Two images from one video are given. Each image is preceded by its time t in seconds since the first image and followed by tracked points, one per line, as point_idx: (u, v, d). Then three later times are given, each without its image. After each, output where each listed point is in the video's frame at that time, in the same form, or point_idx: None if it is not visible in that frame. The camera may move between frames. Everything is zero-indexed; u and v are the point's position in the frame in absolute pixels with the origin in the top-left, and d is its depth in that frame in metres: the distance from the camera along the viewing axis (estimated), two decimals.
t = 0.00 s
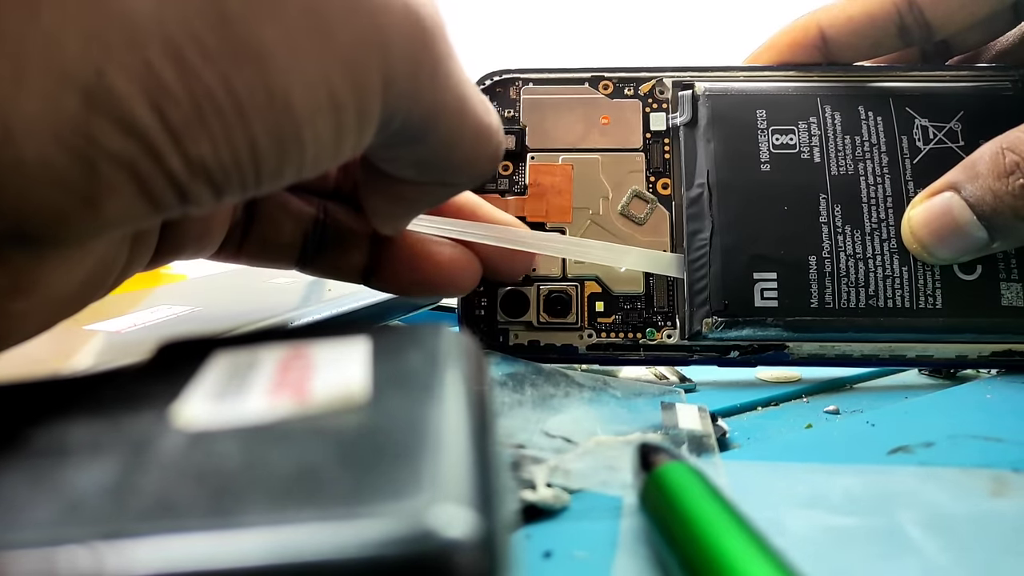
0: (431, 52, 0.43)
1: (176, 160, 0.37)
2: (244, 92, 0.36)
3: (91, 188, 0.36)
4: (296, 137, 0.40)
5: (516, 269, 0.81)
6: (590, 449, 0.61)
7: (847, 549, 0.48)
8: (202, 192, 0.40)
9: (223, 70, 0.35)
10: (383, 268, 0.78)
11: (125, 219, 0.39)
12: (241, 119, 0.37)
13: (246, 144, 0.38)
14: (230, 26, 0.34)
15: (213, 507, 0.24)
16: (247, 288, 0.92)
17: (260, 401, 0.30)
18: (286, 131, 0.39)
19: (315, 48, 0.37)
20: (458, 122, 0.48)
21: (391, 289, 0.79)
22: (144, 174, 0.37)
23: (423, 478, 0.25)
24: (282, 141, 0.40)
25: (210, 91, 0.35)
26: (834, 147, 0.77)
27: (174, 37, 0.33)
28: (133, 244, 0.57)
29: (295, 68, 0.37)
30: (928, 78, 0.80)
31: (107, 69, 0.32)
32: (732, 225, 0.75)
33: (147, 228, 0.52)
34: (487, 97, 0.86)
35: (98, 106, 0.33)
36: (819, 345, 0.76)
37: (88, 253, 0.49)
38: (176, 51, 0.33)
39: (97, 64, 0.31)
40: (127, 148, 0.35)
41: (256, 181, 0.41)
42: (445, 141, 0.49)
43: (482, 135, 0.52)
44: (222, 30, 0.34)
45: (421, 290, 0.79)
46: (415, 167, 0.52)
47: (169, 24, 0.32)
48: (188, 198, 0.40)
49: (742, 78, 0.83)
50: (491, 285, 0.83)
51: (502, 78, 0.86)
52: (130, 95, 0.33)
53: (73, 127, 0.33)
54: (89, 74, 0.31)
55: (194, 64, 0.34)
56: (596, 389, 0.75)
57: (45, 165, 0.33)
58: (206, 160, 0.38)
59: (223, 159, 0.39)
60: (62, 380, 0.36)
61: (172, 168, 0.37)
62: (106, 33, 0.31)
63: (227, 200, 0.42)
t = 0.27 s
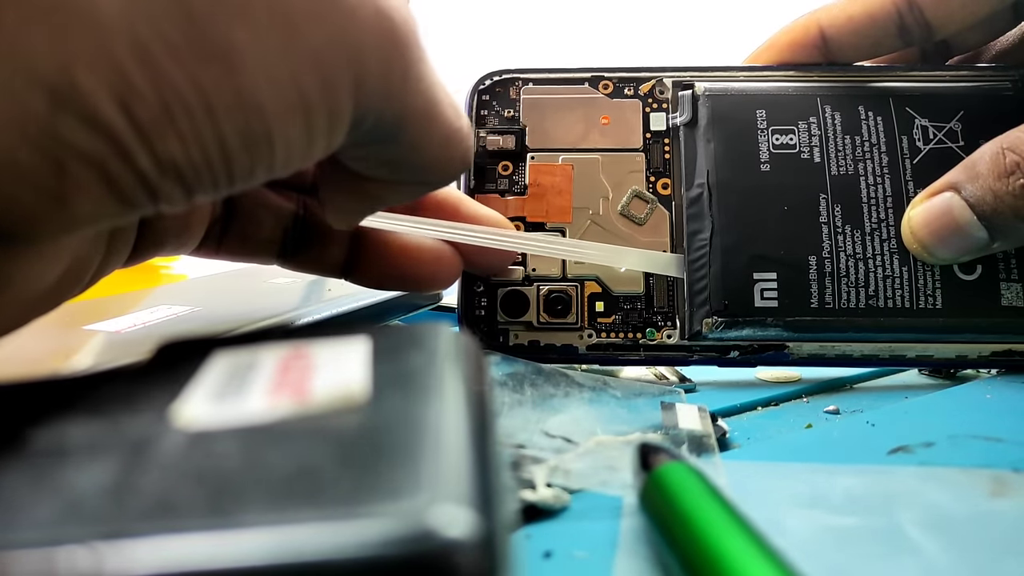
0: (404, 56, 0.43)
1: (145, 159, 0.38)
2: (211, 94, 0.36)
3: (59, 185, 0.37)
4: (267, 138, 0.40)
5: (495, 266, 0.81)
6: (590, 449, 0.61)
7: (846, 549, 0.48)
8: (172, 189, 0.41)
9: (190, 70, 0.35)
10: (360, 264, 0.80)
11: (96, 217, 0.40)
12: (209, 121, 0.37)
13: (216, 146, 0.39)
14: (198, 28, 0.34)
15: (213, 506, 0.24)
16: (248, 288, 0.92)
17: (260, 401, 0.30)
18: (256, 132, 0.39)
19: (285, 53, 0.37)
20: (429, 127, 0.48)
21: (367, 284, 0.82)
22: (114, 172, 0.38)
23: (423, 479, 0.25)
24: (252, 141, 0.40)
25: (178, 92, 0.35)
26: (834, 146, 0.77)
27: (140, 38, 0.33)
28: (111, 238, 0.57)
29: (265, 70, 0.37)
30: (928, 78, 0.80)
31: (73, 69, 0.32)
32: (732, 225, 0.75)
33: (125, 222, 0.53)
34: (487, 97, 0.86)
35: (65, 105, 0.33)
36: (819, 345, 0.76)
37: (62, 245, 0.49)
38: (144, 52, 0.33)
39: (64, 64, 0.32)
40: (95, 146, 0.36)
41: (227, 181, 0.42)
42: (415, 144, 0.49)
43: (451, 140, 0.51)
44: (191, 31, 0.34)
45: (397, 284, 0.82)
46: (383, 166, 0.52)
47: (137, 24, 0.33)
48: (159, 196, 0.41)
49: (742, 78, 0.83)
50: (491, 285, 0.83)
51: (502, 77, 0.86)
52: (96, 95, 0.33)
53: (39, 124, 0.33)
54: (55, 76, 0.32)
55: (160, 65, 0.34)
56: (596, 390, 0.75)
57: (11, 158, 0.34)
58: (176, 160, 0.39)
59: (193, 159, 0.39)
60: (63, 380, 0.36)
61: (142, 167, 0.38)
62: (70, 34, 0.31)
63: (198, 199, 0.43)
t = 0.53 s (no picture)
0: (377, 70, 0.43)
1: (117, 164, 0.39)
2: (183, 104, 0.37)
3: (32, 186, 0.39)
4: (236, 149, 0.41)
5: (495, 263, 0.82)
6: (590, 449, 0.61)
7: (846, 549, 0.48)
8: (144, 194, 0.42)
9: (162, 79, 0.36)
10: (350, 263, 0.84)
11: (71, 219, 0.42)
12: (179, 129, 0.38)
13: (185, 153, 0.40)
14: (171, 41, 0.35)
15: (213, 506, 0.24)
16: (249, 288, 0.92)
17: (260, 401, 0.30)
18: (226, 143, 0.40)
19: (254, 62, 0.37)
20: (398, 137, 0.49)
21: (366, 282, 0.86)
22: (86, 174, 0.39)
23: (422, 478, 0.25)
24: (223, 152, 0.41)
25: (148, 101, 0.36)
26: (834, 146, 0.77)
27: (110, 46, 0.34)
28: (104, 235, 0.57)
29: (235, 82, 0.37)
30: (928, 78, 0.80)
31: (44, 72, 0.34)
32: (732, 225, 0.75)
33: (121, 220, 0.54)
34: (487, 96, 0.86)
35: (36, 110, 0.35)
36: (820, 345, 0.76)
37: (48, 245, 0.49)
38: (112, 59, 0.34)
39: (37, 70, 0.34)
40: (66, 149, 0.37)
41: (199, 188, 0.43)
42: (385, 155, 0.50)
43: (419, 149, 0.53)
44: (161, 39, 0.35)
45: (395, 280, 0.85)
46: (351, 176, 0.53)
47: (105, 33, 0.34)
48: (133, 201, 0.42)
49: (742, 77, 0.83)
50: (490, 285, 0.83)
51: (501, 77, 0.86)
52: (67, 99, 0.35)
53: (9, 125, 0.35)
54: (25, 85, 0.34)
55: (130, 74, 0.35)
56: (597, 390, 0.75)
57: None
58: (147, 166, 0.40)
59: (163, 165, 0.40)
60: (63, 379, 0.36)
61: (113, 172, 0.40)
62: (41, 44, 0.33)
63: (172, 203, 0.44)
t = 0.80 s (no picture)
0: (338, 78, 0.45)
1: (77, 159, 0.41)
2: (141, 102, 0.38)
3: None
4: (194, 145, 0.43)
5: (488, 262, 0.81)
6: (590, 449, 0.61)
7: (846, 549, 0.48)
8: (105, 187, 0.44)
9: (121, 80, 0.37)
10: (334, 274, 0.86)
11: (35, 211, 0.43)
12: (139, 125, 0.40)
13: (144, 148, 0.42)
14: (131, 41, 0.36)
15: (213, 506, 0.24)
16: (249, 288, 0.92)
17: (260, 401, 0.30)
18: (184, 138, 0.42)
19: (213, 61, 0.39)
20: (362, 139, 0.51)
21: (354, 289, 0.87)
22: (48, 169, 0.41)
23: (422, 478, 0.25)
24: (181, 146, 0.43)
25: (107, 99, 0.38)
26: (834, 146, 0.77)
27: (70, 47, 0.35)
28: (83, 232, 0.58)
29: (195, 85, 0.39)
30: (929, 78, 0.80)
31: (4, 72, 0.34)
32: (733, 225, 0.75)
33: (94, 217, 0.55)
34: (487, 96, 0.86)
35: None
36: (820, 345, 0.76)
37: (21, 244, 0.49)
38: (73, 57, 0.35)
39: None
40: (26, 145, 0.39)
41: (159, 184, 0.45)
42: (347, 156, 0.53)
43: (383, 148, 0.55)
44: (123, 40, 0.36)
45: (381, 287, 0.85)
46: (314, 174, 0.55)
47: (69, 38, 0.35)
48: (93, 198, 0.44)
49: (742, 77, 0.83)
50: (490, 285, 0.83)
51: (501, 76, 0.86)
52: (27, 99, 0.36)
53: None
54: None
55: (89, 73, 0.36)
56: (597, 390, 0.75)
57: None
58: (107, 160, 0.42)
59: (123, 160, 0.42)
60: (63, 379, 0.36)
61: (75, 167, 0.41)
62: (0, 44, 0.33)
63: (134, 196, 0.46)
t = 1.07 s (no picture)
0: (291, 76, 0.47)
1: (34, 161, 0.42)
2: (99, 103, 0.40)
3: None
4: (151, 141, 0.45)
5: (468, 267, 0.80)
6: (590, 449, 0.61)
7: (846, 549, 0.48)
8: (64, 187, 0.45)
9: (80, 84, 0.39)
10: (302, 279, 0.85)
11: None
12: (97, 126, 0.41)
13: (102, 147, 0.43)
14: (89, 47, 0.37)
15: (212, 507, 0.24)
16: (249, 289, 0.92)
17: (260, 401, 0.30)
18: (141, 135, 0.44)
19: (170, 60, 0.40)
20: (325, 146, 0.57)
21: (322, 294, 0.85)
22: (8, 173, 0.42)
23: (421, 479, 0.25)
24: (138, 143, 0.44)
25: (65, 102, 0.39)
26: (835, 146, 0.77)
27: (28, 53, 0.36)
28: (52, 230, 0.61)
29: (152, 84, 0.41)
30: (929, 77, 0.80)
31: None
32: (733, 225, 0.75)
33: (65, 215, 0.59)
34: (487, 95, 0.86)
35: None
36: (821, 345, 0.76)
37: None
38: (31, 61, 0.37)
39: None
40: None
41: (117, 182, 0.47)
42: (300, 144, 0.55)
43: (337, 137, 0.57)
44: (80, 47, 0.37)
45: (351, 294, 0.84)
46: (266, 164, 0.58)
47: (24, 37, 0.36)
48: (50, 195, 0.45)
49: (743, 76, 0.82)
50: (490, 285, 0.82)
51: (501, 75, 0.86)
52: None
53: None
54: None
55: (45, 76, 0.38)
56: (597, 391, 0.75)
57: None
58: (64, 161, 0.43)
59: (81, 160, 0.44)
60: (64, 379, 0.36)
61: (32, 168, 0.42)
62: None
63: (92, 195, 0.48)
